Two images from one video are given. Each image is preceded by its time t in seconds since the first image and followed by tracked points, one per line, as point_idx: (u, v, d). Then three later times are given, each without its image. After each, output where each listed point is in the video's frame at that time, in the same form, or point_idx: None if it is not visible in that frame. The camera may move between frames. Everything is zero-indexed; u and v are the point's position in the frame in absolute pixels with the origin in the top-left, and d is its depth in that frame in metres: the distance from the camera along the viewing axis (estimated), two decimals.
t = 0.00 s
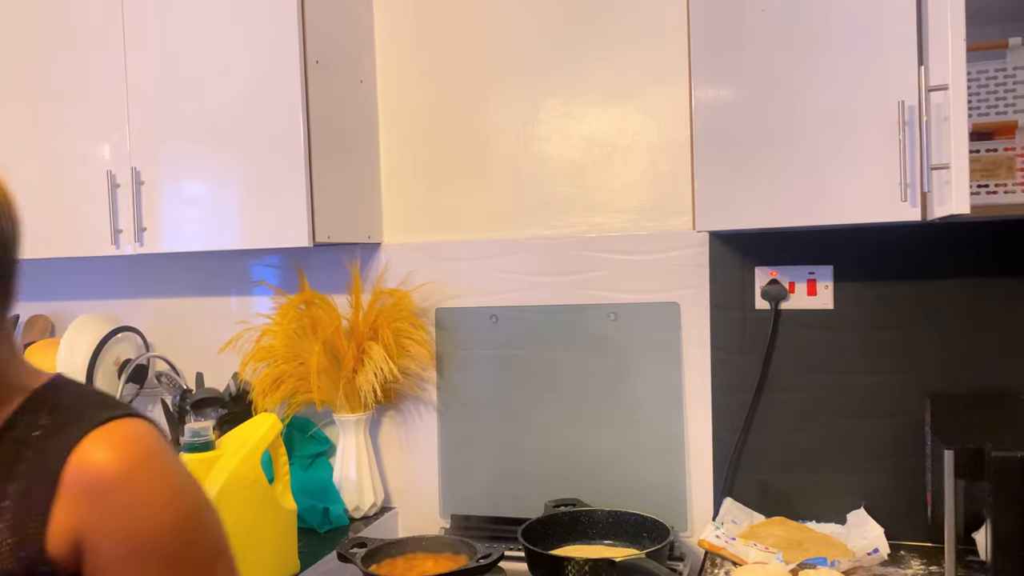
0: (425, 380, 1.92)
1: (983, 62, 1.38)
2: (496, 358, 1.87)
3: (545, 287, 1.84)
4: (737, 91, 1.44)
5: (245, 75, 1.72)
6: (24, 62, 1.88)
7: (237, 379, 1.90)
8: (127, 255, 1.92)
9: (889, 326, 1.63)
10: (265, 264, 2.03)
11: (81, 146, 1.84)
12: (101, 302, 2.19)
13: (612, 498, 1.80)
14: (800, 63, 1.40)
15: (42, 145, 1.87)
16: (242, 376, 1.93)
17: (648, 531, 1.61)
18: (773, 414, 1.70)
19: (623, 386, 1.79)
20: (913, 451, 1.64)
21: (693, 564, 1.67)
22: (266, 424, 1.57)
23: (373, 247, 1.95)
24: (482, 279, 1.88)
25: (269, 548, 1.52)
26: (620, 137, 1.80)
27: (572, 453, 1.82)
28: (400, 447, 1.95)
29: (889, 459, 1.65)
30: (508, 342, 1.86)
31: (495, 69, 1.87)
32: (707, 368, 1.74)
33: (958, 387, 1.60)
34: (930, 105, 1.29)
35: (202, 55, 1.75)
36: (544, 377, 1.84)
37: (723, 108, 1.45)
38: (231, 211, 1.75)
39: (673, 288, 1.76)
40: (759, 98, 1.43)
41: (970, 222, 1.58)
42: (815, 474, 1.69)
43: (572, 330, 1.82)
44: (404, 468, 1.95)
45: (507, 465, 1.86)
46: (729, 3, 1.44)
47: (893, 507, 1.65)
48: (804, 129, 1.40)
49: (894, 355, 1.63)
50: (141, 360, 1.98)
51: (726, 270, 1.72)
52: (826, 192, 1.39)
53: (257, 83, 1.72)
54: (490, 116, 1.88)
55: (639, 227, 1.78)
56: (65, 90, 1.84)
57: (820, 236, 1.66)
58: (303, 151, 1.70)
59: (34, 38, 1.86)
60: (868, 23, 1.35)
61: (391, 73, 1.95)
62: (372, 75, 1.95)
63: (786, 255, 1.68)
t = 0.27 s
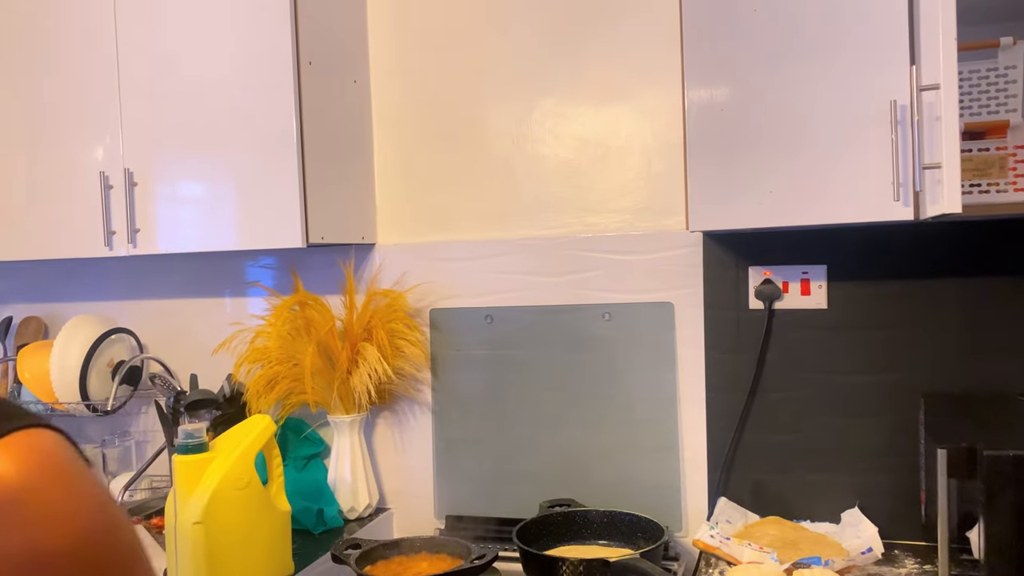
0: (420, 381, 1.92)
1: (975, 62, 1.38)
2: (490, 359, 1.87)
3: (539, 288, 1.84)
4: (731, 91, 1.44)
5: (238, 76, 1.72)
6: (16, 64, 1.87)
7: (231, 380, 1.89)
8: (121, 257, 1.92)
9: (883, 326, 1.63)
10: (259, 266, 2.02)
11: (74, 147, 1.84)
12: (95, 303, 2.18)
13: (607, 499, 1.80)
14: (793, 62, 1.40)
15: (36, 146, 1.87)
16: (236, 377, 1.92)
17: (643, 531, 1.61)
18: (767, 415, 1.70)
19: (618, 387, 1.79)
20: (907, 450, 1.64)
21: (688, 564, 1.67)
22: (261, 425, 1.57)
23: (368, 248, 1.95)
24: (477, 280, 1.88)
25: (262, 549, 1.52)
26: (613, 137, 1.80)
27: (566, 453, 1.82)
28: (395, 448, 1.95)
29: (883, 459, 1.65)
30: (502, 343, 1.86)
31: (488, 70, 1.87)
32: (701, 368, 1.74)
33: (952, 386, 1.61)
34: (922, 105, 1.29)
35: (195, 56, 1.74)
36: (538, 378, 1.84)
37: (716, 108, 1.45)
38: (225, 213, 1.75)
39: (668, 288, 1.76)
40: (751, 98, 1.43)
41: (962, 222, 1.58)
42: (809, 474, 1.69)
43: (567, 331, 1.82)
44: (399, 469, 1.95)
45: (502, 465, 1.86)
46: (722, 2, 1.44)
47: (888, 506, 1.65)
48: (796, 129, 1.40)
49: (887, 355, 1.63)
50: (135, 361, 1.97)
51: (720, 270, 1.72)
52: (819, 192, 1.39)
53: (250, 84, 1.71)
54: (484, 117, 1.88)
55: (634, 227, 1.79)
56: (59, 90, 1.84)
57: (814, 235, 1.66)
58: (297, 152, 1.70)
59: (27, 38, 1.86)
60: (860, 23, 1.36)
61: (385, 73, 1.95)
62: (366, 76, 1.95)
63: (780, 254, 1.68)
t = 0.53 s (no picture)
0: (415, 382, 1.92)
1: (969, 62, 1.38)
2: (485, 359, 1.87)
3: (534, 288, 1.84)
4: (725, 91, 1.44)
5: (232, 77, 1.72)
6: (9, 64, 1.86)
7: (225, 381, 1.89)
8: (115, 258, 1.91)
9: (878, 325, 1.64)
10: (254, 267, 2.02)
11: (68, 148, 1.83)
12: (89, 305, 2.17)
13: (602, 499, 1.80)
14: (787, 62, 1.40)
15: (28, 147, 1.86)
16: (230, 379, 1.92)
17: (639, 531, 1.62)
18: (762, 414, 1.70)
19: (613, 386, 1.79)
20: (902, 449, 1.64)
21: (683, 563, 1.67)
22: (255, 427, 1.57)
23: (363, 249, 1.95)
24: (472, 280, 1.88)
25: (258, 551, 1.52)
26: (608, 138, 1.80)
27: (562, 453, 1.82)
28: (391, 449, 1.95)
29: (877, 458, 1.65)
30: (497, 343, 1.86)
31: (483, 71, 1.87)
32: (696, 368, 1.74)
33: (946, 385, 1.61)
34: (916, 105, 1.30)
35: (189, 57, 1.74)
36: (534, 378, 1.84)
37: (711, 108, 1.45)
38: (219, 214, 1.75)
39: (663, 288, 1.76)
40: (745, 98, 1.43)
41: (956, 221, 1.58)
42: (805, 473, 1.69)
43: (562, 331, 1.82)
44: (394, 470, 1.95)
45: (497, 466, 1.86)
46: (716, 3, 1.44)
47: (882, 505, 1.65)
48: (790, 129, 1.40)
49: (882, 354, 1.64)
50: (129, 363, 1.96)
51: (714, 270, 1.72)
52: (813, 192, 1.39)
53: (244, 85, 1.71)
54: (478, 117, 1.88)
55: (628, 227, 1.79)
56: (52, 91, 1.83)
57: (807, 235, 1.66)
58: (291, 153, 1.69)
59: (20, 39, 1.85)
60: (853, 24, 1.36)
61: (380, 73, 1.95)
62: (360, 76, 1.95)
63: (774, 254, 1.68)
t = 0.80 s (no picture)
0: (410, 383, 1.92)
1: (960, 62, 1.39)
2: (479, 360, 1.87)
3: (529, 288, 1.84)
4: (718, 92, 1.45)
5: (225, 78, 1.71)
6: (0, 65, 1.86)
7: (219, 383, 1.89)
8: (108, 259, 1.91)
9: (872, 324, 1.64)
10: (247, 268, 2.02)
11: (61, 149, 1.83)
12: (82, 306, 2.17)
13: (597, 499, 1.80)
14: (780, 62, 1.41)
15: (20, 147, 1.86)
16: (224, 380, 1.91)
17: (633, 531, 1.62)
18: (756, 414, 1.71)
19: (607, 387, 1.79)
20: (895, 448, 1.65)
21: (678, 563, 1.68)
22: (250, 427, 1.57)
23: (357, 250, 1.95)
24: (466, 281, 1.88)
25: (253, 553, 1.52)
26: (602, 138, 1.80)
27: (556, 454, 1.82)
28: (385, 449, 1.95)
29: (871, 457, 1.66)
30: (492, 344, 1.86)
31: (476, 71, 1.87)
32: (691, 368, 1.74)
33: (939, 384, 1.62)
34: (908, 105, 1.29)
35: (181, 58, 1.73)
36: (528, 378, 1.84)
37: (704, 108, 1.46)
38: (212, 215, 1.74)
39: (657, 288, 1.76)
40: (738, 98, 1.44)
41: (949, 221, 1.59)
42: (799, 473, 1.70)
43: (556, 332, 1.82)
44: (389, 470, 1.95)
45: (492, 466, 1.86)
46: (709, 4, 1.45)
47: (876, 504, 1.66)
48: (783, 129, 1.41)
49: (875, 353, 1.64)
50: (123, 365, 1.95)
51: (708, 270, 1.72)
52: (806, 192, 1.40)
53: (237, 85, 1.71)
54: (472, 118, 1.88)
55: (623, 228, 1.79)
56: (44, 92, 1.83)
57: (801, 235, 1.67)
58: (284, 153, 1.69)
59: (12, 40, 1.85)
60: (845, 24, 1.36)
61: (373, 74, 1.95)
62: (354, 77, 1.95)
63: (767, 254, 1.68)
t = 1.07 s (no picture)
0: (405, 384, 1.92)
1: (955, 62, 1.39)
2: (475, 360, 1.87)
3: (524, 288, 1.84)
4: (713, 91, 1.45)
5: (219, 77, 1.71)
6: None
7: (214, 384, 1.88)
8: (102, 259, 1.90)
9: (867, 323, 1.65)
10: (242, 268, 2.01)
11: (54, 149, 1.82)
12: (76, 307, 2.16)
13: (593, 499, 1.80)
14: (775, 62, 1.41)
15: (13, 147, 1.85)
16: (219, 381, 1.91)
17: (629, 530, 1.62)
18: (752, 413, 1.71)
19: (603, 386, 1.79)
20: (890, 447, 1.65)
21: (674, 563, 1.68)
22: (245, 428, 1.56)
23: (352, 250, 1.95)
24: (462, 281, 1.87)
25: (249, 554, 1.51)
26: (597, 138, 1.80)
27: (552, 454, 1.82)
28: (381, 450, 1.95)
29: (866, 456, 1.66)
30: (487, 344, 1.86)
31: (472, 71, 1.87)
32: (686, 367, 1.75)
33: (934, 383, 1.62)
34: (903, 105, 1.30)
35: (176, 57, 1.73)
36: (524, 378, 1.84)
37: (699, 108, 1.46)
38: (207, 215, 1.74)
39: (653, 287, 1.76)
40: (734, 98, 1.44)
41: (943, 220, 1.59)
42: (794, 472, 1.70)
43: (552, 332, 1.82)
44: (385, 471, 1.95)
45: (488, 466, 1.86)
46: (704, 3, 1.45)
47: (871, 503, 1.66)
48: (778, 129, 1.41)
49: (871, 353, 1.65)
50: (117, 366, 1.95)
51: (704, 270, 1.72)
52: (801, 191, 1.40)
53: (232, 85, 1.70)
54: (467, 118, 1.88)
55: (618, 227, 1.79)
56: (38, 92, 1.82)
57: (795, 235, 1.67)
58: (279, 153, 1.69)
59: (5, 40, 1.84)
60: (840, 23, 1.36)
61: (368, 74, 1.95)
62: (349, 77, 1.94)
63: (763, 254, 1.69)
